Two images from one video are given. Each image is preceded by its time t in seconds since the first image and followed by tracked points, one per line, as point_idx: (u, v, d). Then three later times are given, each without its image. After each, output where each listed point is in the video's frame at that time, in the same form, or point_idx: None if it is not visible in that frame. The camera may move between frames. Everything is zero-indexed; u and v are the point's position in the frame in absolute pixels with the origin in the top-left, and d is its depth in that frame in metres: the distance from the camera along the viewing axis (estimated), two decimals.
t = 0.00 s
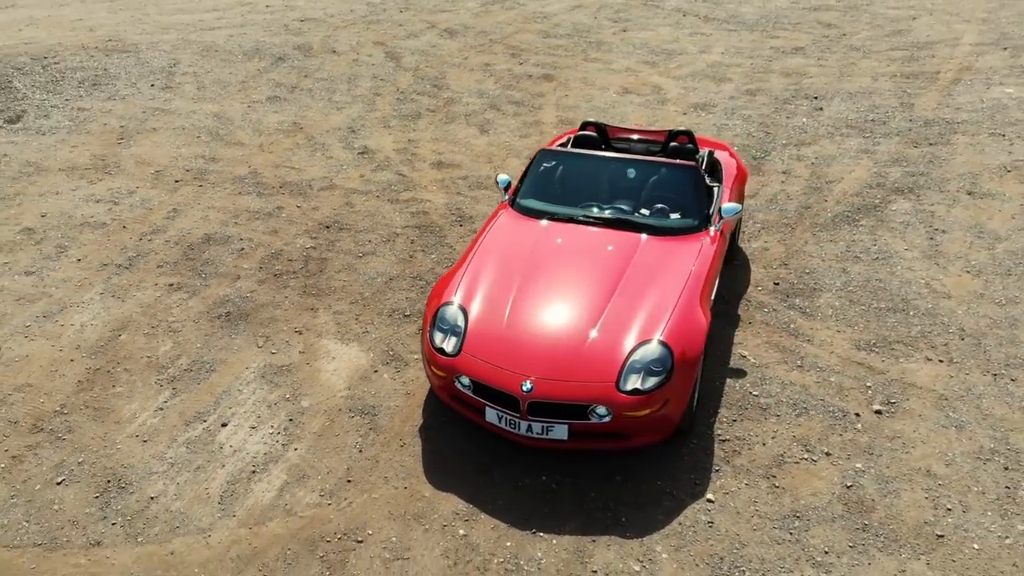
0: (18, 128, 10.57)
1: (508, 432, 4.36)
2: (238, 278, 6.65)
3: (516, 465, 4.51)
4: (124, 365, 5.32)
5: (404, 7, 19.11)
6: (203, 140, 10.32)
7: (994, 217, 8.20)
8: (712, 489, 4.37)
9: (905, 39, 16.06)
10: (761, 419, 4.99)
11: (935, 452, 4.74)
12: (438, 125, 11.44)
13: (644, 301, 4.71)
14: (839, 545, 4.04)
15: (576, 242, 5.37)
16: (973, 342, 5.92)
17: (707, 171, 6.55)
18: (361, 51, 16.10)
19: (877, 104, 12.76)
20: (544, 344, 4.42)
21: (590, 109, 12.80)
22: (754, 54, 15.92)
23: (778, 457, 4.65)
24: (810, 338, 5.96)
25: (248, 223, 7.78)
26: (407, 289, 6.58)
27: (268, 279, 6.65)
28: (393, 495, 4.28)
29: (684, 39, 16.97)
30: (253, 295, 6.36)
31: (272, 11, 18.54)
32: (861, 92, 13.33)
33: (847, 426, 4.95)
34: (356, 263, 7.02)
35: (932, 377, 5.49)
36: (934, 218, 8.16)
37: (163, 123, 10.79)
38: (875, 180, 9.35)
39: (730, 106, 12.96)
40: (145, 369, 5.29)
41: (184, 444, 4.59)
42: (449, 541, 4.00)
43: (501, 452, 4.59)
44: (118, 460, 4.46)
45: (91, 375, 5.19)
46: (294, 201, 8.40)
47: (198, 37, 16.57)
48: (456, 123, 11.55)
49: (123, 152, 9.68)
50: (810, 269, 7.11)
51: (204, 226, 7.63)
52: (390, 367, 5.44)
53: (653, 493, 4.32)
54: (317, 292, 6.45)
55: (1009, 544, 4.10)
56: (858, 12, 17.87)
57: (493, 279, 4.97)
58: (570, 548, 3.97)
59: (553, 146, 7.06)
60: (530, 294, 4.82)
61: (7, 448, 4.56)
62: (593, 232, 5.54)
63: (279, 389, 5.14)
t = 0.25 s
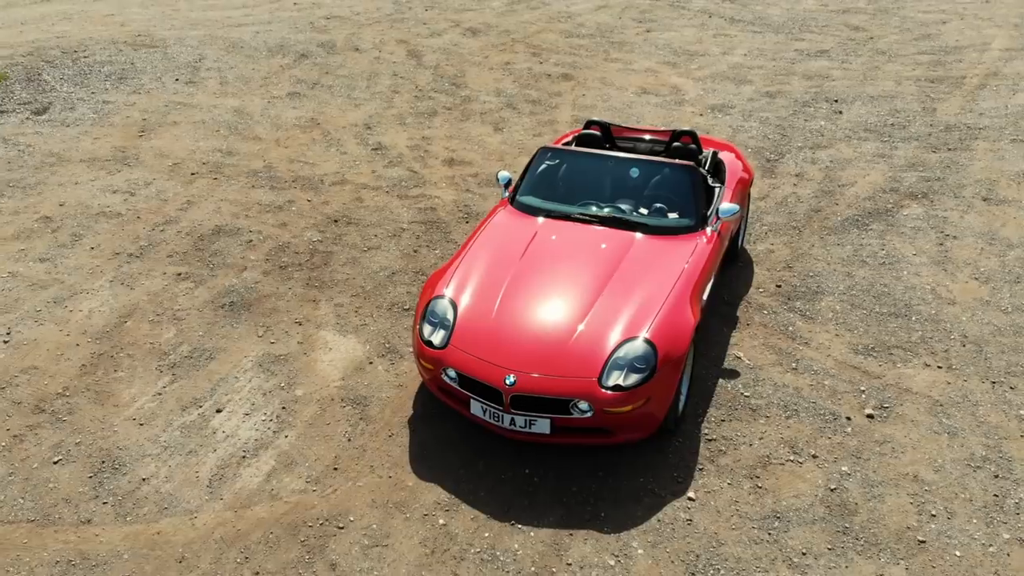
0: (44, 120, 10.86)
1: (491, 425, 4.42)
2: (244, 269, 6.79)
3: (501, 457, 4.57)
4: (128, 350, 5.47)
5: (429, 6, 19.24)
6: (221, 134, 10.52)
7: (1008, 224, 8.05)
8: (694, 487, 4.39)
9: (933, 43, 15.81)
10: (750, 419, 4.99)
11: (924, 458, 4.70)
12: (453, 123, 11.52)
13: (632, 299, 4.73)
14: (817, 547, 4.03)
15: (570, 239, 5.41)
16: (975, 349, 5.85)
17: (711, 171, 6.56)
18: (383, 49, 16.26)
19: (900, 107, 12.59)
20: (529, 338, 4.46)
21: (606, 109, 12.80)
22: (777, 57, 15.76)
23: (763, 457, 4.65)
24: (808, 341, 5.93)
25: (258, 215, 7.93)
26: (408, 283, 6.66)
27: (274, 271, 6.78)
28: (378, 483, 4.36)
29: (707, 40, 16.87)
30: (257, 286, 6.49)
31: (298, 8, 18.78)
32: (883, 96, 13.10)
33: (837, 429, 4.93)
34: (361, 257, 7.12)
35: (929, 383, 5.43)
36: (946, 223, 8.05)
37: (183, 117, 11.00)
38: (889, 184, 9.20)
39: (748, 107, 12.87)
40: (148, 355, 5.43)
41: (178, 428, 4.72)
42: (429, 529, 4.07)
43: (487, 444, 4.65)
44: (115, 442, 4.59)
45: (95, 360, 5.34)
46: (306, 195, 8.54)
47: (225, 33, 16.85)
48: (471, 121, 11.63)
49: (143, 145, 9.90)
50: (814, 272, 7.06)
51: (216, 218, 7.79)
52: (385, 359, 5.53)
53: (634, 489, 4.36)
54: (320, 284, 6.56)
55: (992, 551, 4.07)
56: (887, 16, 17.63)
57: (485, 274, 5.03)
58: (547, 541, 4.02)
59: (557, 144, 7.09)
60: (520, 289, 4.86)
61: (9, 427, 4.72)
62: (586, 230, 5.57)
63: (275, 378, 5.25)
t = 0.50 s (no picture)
0: (70, 111, 11.13)
1: (475, 417, 4.48)
2: (250, 260, 6.92)
3: (485, 450, 4.63)
4: (131, 336, 5.62)
5: (453, 4, 19.33)
6: (239, 128, 10.70)
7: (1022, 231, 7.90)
8: (675, 485, 4.40)
9: (962, 48, 15.53)
10: (738, 420, 4.99)
11: (912, 463, 4.66)
12: (468, 121, 11.59)
13: (619, 296, 4.77)
14: (794, 548, 4.03)
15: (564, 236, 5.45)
16: (975, 356, 5.77)
17: (714, 171, 6.55)
18: (405, 46, 16.38)
19: (922, 112, 12.39)
20: (515, 332, 4.51)
21: (623, 109, 12.77)
22: (800, 59, 15.58)
23: (748, 458, 4.64)
24: (804, 343, 5.90)
25: (268, 208, 8.07)
26: (409, 277, 6.74)
27: (279, 262, 6.90)
28: (362, 472, 4.44)
29: (731, 42, 16.73)
30: (262, 277, 6.62)
31: (325, 5, 18.99)
32: (905, 100, 12.89)
33: (825, 432, 4.90)
34: (365, 251, 7.22)
35: (924, 389, 5.38)
36: (958, 229, 7.92)
37: (204, 111, 11.21)
38: (903, 189, 9.06)
39: (766, 108, 12.75)
40: (150, 341, 5.57)
41: (173, 413, 4.85)
42: (408, 518, 4.13)
43: (472, 437, 4.71)
44: (112, 424, 4.73)
45: (99, 345, 5.50)
46: (316, 189, 8.66)
47: (251, 29, 17.10)
48: (486, 119, 11.69)
49: (163, 137, 10.11)
50: (818, 275, 7.01)
51: (227, 210, 7.95)
52: (380, 350, 5.61)
53: (615, 485, 4.39)
54: (323, 277, 6.67)
55: (972, 559, 4.03)
56: (915, 20, 17.35)
57: (477, 269, 5.09)
58: (524, 533, 4.06)
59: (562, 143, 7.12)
60: (510, 284, 4.92)
61: (11, 407, 4.88)
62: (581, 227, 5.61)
63: (271, 367, 5.36)
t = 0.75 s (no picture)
0: (100, 103, 11.44)
1: (458, 408, 4.55)
2: (258, 250, 7.08)
3: (469, 442, 4.69)
4: (136, 321, 5.80)
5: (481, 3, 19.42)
6: (261, 122, 10.92)
7: None
8: (652, 482, 4.42)
9: (996, 55, 15.19)
10: (724, 421, 4.99)
11: (896, 470, 4.62)
12: (486, 119, 11.67)
13: (605, 293, 4.80)
14: (766, 549, 4.03)
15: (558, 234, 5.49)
16: (974, 365, 5.68)
17: (717, 173, 6.53)
18: (431, 44, 16.51)
19: (948, 118, 12.15)
20: (499, 326, 4.57)
21: (642, 110, 12.74)
22: (828, 62, 15.36)
23: (729, 458, 4.64)
24: (800, 347, 5.87)
25: (280, 200, 8.23)
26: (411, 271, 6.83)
27: (285, 253, 7.05)
28: (345, 458, 4.54)
29: (759, 44, 16.57)
30: (267, 267, 6.77)
31: (355, 3, 19.22)
32: (931, 105, 12.66)
33: (810, 436, 4.88)
34: (370, 244, 7.33)
35: (918, 397, 5.31)
36: (971, 237, 7.78)
37: (228, 105, 11.45)
38: (919, 195, 8.92)
39: (788, 111, 12.62)
40: (153, 326, 5.75)
41: (169, 395, 5.00)
42: (385, 505, 4.22)
43: (456, 428, 4.78)
44: (110, 405, 4.90)
45: (104, 328, 5.68)
46: (329, 183, 8.82)
47: (281, 25, 17.38)
48: (503, 118, 11.75)
49: (186, 129, 10.36)
50: (821, 279, 6.95)
51: (240, 201, 8.13)
52: (375, 341, 5.71)
53: (592, 480, 4.42)
54: (326, 268, 6.80)
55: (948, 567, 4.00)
56: (950, 25, 17.00)
57: (468, 263, 5.16)
58: (497, 523, 4.12)
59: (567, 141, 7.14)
60: (499, 279, 4.98)
61: (17, 385, 5.08)
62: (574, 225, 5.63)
63: (267, 354, 5.49)
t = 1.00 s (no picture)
0: (125, 96, 11.72)
1: (444, 401, 4.62)
2: (265, 242, 7.22)
3: (455, 434, 4.76)
4: (141, 308, 5.96)
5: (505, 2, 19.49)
6: (279, 117, 11.09)
7: None
8: (633, 479, 4.45)
9: None
10: (712, 421, 4.99)
11: (882, 475, 4.59)
12: (501, 117, 11.73)
13: (594, 290, 4.83)
14: (741, 549, 4.05)
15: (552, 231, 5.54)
16: (973, 373, 5.61)
17: (719, 173, 6.52)
18: (453, 43, 16.62)
19: (971, 124, 11.94)
20: (486, 320, 4.63)
21: (659, 111, 12.71)
22: (852, 65, 15.17)
23: (712, 458, 4.66)
24: (795, 350, 5.84)
25: (291, 194, 8.38)
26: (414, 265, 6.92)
27: (292, 245, 7.18)
28: (332, 447, 4.64)
29: (782, 46, 16.41)
30: (273, 258, 6.90)
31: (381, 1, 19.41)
32: (954, 111, 12.46)
33: (797, 438, 4.87)
34: (376, 239, 7.44)
35: (911, 402, 5.27)
36: (982, 244, 7.66)
37: (248, 100, 11.66)
38: (933, 201, 8.79)
39: (807, 114, 12.50)
40: (158, 314, 5.90)
41: (167, 381, 5.14)
42: (367, 493, 4.30)
43: (443, 421, 4.85)
44: (110, 388, 5.05)
45: (111, 314, 5.85)
46: (340, 178, 8.94)
47: (307, 22, 17.62)
48: (518, 116, 11.80)
49: (205, 123, 10.57)
50: (824, 283, 6.90)
51: (252, 194, 8.29)
52: (371, 333, 5.80)
53: (573, 475, 4.47)
54: (330, 261, 6.91)
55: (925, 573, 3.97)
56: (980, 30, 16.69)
57: (461, 258, 5.23)
58: (475, 515, 4.18)
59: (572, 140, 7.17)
60: (490, 274, 5.04)
61: (23, 367, 5.26)
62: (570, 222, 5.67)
63: (265, 344, 5.61)
